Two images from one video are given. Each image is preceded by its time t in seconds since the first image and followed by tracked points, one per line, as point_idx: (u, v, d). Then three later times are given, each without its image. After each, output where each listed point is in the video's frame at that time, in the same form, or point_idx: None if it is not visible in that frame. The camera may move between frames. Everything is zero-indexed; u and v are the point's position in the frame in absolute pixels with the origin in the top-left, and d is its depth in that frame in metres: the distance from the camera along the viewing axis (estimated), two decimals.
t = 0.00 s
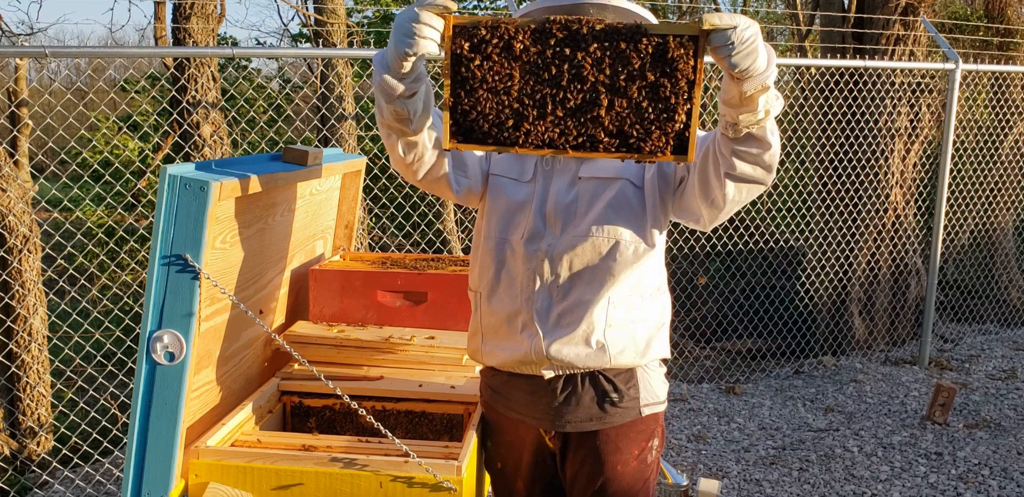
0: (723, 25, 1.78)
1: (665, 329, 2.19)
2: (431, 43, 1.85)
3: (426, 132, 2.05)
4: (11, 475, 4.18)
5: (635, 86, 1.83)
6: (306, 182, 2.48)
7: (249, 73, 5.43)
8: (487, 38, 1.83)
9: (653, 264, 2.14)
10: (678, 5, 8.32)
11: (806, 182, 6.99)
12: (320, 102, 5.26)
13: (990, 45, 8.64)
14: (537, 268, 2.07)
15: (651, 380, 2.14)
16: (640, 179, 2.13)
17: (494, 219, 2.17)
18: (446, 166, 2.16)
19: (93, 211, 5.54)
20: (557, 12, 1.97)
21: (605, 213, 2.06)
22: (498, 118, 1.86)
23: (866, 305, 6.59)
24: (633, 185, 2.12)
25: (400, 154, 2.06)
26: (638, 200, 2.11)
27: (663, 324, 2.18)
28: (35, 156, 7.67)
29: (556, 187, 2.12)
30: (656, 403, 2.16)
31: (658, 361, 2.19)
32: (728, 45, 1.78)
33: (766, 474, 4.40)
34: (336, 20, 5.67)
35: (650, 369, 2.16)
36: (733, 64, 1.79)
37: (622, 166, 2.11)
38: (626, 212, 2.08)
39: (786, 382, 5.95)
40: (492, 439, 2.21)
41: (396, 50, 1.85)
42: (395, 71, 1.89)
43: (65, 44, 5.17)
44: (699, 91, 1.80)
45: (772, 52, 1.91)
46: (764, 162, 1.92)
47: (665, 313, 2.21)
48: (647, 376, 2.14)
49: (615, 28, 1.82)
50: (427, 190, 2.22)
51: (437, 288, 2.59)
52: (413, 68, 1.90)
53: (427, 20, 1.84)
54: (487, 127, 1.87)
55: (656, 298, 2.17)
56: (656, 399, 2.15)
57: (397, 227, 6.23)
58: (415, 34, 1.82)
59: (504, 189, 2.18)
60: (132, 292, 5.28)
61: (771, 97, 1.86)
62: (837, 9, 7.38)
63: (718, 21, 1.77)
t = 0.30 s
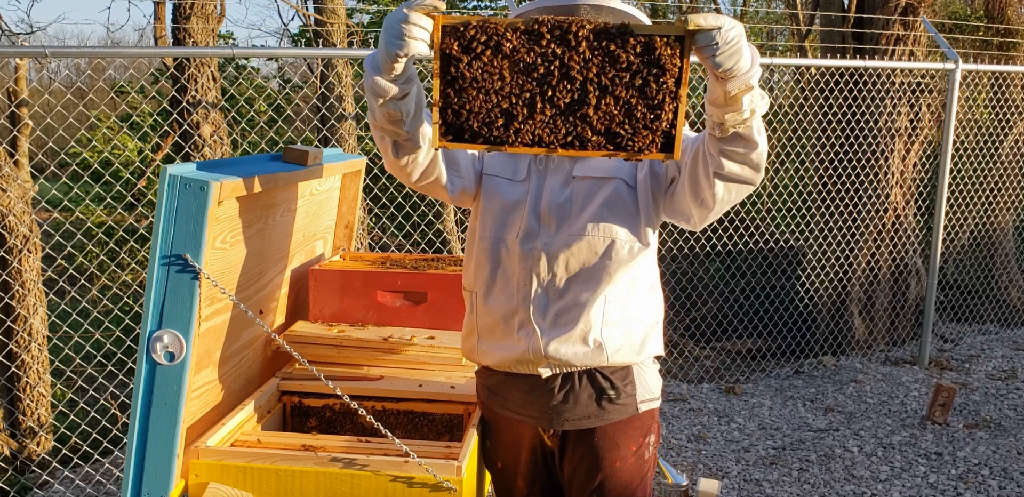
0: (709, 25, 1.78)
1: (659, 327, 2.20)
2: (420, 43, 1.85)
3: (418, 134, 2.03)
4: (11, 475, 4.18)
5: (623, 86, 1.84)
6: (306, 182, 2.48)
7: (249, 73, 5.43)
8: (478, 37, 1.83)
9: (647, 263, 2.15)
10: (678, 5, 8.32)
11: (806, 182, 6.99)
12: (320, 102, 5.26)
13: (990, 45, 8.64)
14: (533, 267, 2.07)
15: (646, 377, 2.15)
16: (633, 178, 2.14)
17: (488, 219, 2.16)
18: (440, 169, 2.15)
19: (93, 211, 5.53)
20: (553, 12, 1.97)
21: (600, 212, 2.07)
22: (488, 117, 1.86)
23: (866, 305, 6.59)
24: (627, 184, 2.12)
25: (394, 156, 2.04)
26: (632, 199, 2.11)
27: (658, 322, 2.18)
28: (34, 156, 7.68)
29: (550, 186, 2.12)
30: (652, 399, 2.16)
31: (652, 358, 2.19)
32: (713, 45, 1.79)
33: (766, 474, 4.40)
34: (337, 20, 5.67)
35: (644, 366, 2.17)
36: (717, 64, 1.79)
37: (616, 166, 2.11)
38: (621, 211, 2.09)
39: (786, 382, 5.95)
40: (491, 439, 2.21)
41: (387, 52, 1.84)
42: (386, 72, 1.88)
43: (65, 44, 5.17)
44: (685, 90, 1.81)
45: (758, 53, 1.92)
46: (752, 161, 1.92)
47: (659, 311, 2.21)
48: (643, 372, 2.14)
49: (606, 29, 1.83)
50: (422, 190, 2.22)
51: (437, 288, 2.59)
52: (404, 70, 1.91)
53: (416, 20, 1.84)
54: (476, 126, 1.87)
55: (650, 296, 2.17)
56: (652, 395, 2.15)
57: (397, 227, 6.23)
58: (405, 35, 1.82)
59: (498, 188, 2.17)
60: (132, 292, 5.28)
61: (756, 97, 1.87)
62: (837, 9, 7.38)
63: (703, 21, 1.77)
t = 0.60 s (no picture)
0: (702, 32, 1.77)
1: (659, 326, 2.20)
2: (417, 45, 1.83)
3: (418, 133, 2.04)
4: (11, 475, 4.17)
5: (619, 90, 1.84)
6: (306, 182, 2.48)
7: (249, 73, 5.43)
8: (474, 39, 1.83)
9: (646, 263, 2.15)
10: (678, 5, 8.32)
11: (806, 182, 6.99)
12: (320, 102, 5.27)
13: (990, 45, 8.65)
14: (533, 268, 2.07)
15: (646, 376, 2.15)
16: (632, 179, 2.14)
17: (488, 219, 2.16)
18: (439, 170, 2.15)
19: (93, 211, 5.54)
20: (548, 14, 1.96)
21: (600, 213, 2.07)
22: (482, 120, 1.86)
23: (866, 305, 6.59)
24: (627, 184, 2.12)
25: (393, 158, 2.05)
26: (631, 200, 2.11)
27: (658, 322, 2.18)
28: (35, 156, 7.68)
29: (550, 186, 2.12)
30: (651, 398, 2.16)
31: (652, 358, 2.19)
32: (707, 51, 1.79)
33: (766, 474, 4.40)
34: (336, 20, 5.67)
35: (645, 366, 2.17)
36: (711, 70, 1.80)
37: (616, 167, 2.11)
38: (621, 211, 2.09)
39: (786, 382, 5.95)
40: (491, 438, 2.21)
41: (384, 54, 1.83)
42: (383, 75, 1.88)
43: (65, 44, 5.18)
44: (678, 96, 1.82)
45: (752, 56, 1.92)
46: (749, 165, 1.92)
47: (659, 312, 2.21)
48: (642, 372, 2.14)
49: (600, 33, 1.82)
50: (422, 192, 2.22)
51: (437, 288, 2.59)
52: (402, 71, 1.90)
53: (412, 22, 1.81)
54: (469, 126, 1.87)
55: (650, 296, 2.17)
56: (651, 395, 2.15)
57: (397, 227, 6.23)
58: (401, 38, 1.80)
59: (498, 189, 2.17)
60: (132, 291, 5.27)
61: (751, 101, 1.87)
62: (837, 9, 7.38)
63: (696, 28, 1.76)
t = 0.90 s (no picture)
0: (707, 42, 1.78)
1: (659, 328, 2.20)
2: (422, 50, 1.88)
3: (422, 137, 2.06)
4: (11, 475, 4.18)
5: (622, 99, 1.84)
6: (306, 182, 2.48)
7: (249, 72, 5.43)
8: (479, 47, 1.83)
9: (646, 265, 2.15)
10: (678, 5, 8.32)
11: (806, 182, 6.99)
12: (320, 102, 5.27)
13: (990, 45, 8.65)
14: (533, 269, 2.07)
15: (646, 377, 2.15)
16: (634, 181, 2.14)
17: (489, 219, 2.16)
18: (440, 171, 2.15)
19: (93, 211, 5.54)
20: (549, 12, 1.98)
21: (600, 214, 2.07)
22: (486, 125, 1.85)
23: (866, 305, 6.59)
24: (628, 187, 2.12)
25: (396, 160, 2.06)
26: (632, 201, 2.11)
27: (658, 324, 2.18)
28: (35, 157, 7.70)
29: (551, 187, 2.12)
30: (652, 399, 2.16)
31: (652, 359, 2.19)
32: (712, 61, 1.79)
33: (766, 474, 4.40)
34: (337, 20, 5.67)
35: (645, 367, 2.16)
36: (715, 79, 1.81)
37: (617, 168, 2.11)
38: (621, 213, 2.09)
39: (786, 382, 5.95)
40: (492, 438, 2.21)
41: (390, 58, 1.87)
42: (388, 78, 1.91)
43: (65, 44, 5.18)
44: (682, 104, 1.81)
45: (760, 67, 1.92)
46: (751, 175, 1.92)
47: (659, 314, 2.21)
48: (643, 373, 2.14)
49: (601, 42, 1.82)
50: (424, 193, 2.22)
51: (437, 288, 2.59)
52: (408, 76, 1.93)
53: (418, 27, 1.85)
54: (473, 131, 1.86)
55: (650, 298, 2.17)
56: (652, 395, 2.15)
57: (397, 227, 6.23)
58: (407, 42, 1.84)
59: (499, 189, 2.17)
60: (132, 291, 5.27)
61: (757, 111, 1.87)
62: (837, 9, 7.38)
63: (701, 38, 1.77)
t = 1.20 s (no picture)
0: (703, 47, 1.77)
1: (659, 329, 2.20)
2: (420, 56, 1.85)
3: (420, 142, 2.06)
4: (11, 475, 4.17)
5: (619, 104, 1.83)
6: (306, 182, 2.48)
7: (249, 72, 5.43)
8: (475, 52, 1.84)
9: (646, 266, 2.15)
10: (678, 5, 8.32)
11: (806, 182, 6.99)
12: (320, 102, 5.27)
13: (990, 45, 8.65)
14: (532, 269, 2.07)
15: (646, 378, 2.15)
16: (634, 182, 2.14)
17: (489, 220, 2.16)
18: (440, 175, 2.16)
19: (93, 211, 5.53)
20: (557, 13, 1.96)
21: (600, 215, 2.07)
22: (483, 131, 1.86)
23: (866, 305, 6.59)
24: (628, 188, 2.12)
25: (395, 165, 2.07)
26: (632, 202, 2.11)
27: (657, 325, 2.18)
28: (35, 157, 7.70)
29: (551, 187, 2.12)
30: (651, 400, 2.17)
31: (651, 360, 2.19)
32: (708, 66, 1.78)
33: (766, 474, 4.40)
34: (336, 20, 5.67)
35: (644, 368, 2.17)
36: (711, 86, 1.80)
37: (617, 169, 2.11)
38: (621, 214, 2.09)
39: (786, 382, 5.95)
40: (492, 437, 2.22)
41: (387, 64, 1.85)
42: (388, 84, 1.90)
43: (65, 44, 5.18)
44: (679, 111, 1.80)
45: (756, 71, 1.92)
46: (749, 180, 1.92)
47: (658, 314, 2.21)
48: (642, 374, 2.14)
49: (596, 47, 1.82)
50: (424, 196, 2.22)
51: (437, 288, 2.59)
52: (406, 81, 1.92)
53: (415, 33, 1.84)
54: (469, 137, 1.87)
55: (650, 299, 2.17)
56: (651, 396, 2.16)
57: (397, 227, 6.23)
58: (403, 48, 1.82)
59: (499, 190, 2.17)
60: (132, 291, 5.27)
61: (754, 116, 1.87)
62: (837, 9, 7.38)
63: (697, 43, 1.76)
